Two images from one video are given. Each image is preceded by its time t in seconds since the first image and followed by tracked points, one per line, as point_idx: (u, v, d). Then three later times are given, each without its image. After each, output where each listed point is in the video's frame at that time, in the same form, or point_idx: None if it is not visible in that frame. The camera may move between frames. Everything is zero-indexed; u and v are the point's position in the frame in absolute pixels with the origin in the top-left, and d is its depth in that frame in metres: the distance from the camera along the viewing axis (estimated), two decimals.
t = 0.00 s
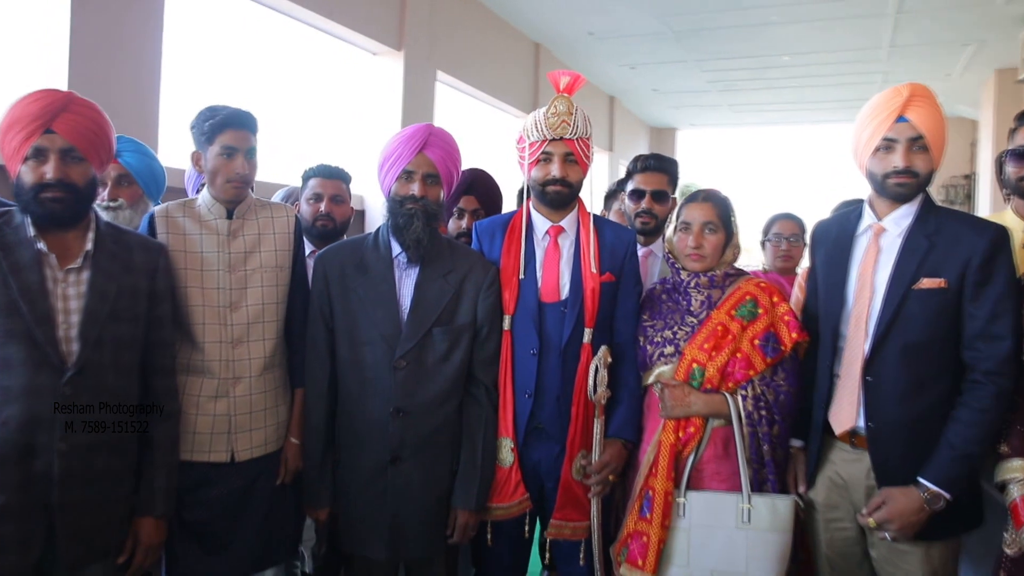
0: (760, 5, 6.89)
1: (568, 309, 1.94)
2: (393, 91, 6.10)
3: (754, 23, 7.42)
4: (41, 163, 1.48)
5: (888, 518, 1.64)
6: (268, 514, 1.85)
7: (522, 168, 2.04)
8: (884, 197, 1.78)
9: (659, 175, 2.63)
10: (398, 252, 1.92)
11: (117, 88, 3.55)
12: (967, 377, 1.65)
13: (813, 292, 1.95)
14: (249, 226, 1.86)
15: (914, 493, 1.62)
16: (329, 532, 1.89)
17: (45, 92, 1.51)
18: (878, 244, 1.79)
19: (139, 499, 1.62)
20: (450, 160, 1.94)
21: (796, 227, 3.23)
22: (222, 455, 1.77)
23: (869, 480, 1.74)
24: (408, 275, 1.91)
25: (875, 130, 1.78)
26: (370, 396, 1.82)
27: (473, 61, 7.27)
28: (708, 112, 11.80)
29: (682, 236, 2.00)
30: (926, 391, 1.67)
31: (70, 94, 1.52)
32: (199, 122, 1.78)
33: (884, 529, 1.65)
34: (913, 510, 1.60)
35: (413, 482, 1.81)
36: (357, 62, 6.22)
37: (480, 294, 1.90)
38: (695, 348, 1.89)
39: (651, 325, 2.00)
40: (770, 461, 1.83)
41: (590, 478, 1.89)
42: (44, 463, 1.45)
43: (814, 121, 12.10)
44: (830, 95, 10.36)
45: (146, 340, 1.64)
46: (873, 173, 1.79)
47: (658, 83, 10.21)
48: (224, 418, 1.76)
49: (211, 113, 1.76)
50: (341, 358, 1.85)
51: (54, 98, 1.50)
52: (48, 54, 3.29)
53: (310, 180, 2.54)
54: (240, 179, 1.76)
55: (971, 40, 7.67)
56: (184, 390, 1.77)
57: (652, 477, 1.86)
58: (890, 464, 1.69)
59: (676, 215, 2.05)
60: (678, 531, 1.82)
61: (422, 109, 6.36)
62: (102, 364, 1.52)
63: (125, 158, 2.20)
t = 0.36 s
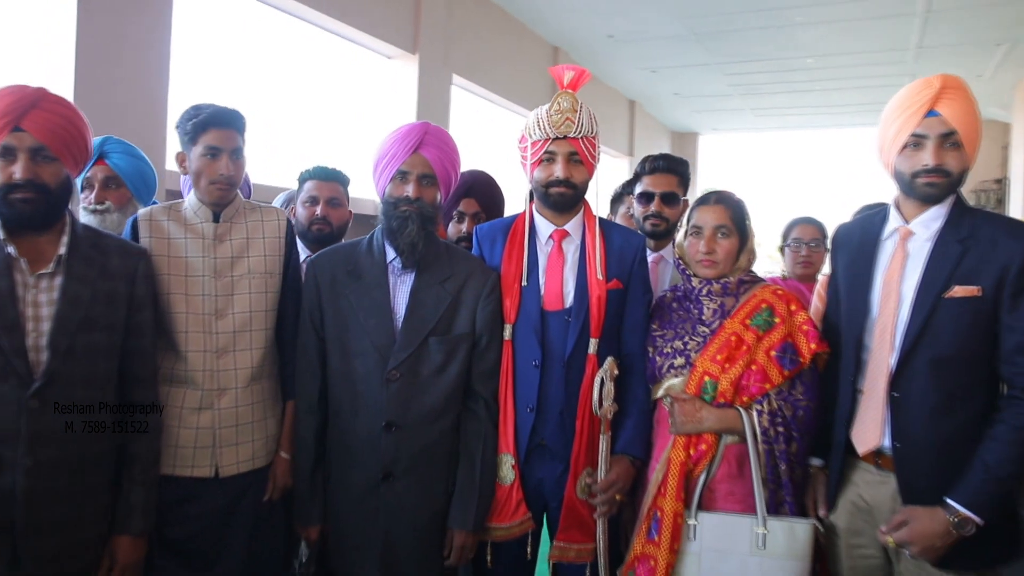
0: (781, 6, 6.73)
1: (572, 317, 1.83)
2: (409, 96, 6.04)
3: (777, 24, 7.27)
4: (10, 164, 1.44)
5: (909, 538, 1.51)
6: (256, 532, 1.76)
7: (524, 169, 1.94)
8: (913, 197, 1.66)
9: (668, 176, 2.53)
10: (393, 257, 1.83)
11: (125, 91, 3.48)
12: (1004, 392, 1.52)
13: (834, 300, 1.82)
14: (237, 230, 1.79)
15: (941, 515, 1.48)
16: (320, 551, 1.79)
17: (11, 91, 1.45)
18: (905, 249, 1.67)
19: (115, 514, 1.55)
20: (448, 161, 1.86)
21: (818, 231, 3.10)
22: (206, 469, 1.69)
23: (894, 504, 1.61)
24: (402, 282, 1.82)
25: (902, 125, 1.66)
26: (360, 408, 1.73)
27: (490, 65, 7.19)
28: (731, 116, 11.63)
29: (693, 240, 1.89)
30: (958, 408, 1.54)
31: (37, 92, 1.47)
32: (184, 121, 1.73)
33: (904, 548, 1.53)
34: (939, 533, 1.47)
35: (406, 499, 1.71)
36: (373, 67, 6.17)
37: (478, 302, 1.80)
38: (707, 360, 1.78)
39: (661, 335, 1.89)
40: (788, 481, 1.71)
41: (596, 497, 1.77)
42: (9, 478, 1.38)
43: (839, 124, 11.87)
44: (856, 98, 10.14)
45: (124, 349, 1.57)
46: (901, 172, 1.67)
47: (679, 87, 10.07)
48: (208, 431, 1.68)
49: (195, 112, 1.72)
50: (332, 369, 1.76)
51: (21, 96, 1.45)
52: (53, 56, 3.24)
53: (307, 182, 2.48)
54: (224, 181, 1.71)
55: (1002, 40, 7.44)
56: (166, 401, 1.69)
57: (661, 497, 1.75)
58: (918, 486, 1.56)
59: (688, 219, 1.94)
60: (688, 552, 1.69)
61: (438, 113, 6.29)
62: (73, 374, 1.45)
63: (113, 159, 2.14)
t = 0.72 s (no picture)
0: (803, 7, 6.59)
1: (575, 327, 1.72)
2: (423, 102, 5.98)
3: (798, 26, 7.12)
4: None
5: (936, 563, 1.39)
6: (242, 553, 1.67)
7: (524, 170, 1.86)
8: (943, 196, 1.54)
9: (674, 178, 2.46)
10: (386, 264, 1.74)
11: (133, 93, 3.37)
12: None
13: (859, 308, 1.70)
14: (224, 235, 1.71)
15: (975, 542, 1.37)
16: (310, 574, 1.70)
17: None
18: (935, 254, 1.55)
19: (90, 533, 1.47)
20: (443, 163, 1.77)
21: (840, 235, 2.97)
22: (189, 487, 1.60)
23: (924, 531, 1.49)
24: (397, 289, 1.73)
25: (933, 116, 1.53)
26: (351, 423, 1.63)
27: (505, 70, 7.12)
28: (751, 121, 11.46)
29: (704, 244, 1.79)
30: (996, 425, 1.41)
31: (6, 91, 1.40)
32: (168, 122, 1.68)
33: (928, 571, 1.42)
34: (972, 561, 1.36)
35: (400, 520, 1.61)
36: (387, 73, 6.12)
37: (477, 310, 1.70)
38: (720, 373, 1.67)
39: (671, 346, 1.78)
40: (809, 505, 1.58)
41: (601, 519, 1.66)
42: None
43: (863, 128, 11.65)
44: (880, 101, 9.94)
45: (100, 360, 1.49)
46: (931, 168, 1.54)
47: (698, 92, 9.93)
48: (191, 446, 1.60)
49: (179, 112, 1.67)
50: (322, 381, 1.66)
51: None
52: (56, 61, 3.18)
53: (302, 186, 2.45)
54: (208, 183, 1.65)
55: None
56: (148, 414, 1.61)
57: (670, 520, 1.64)
58: (952, 512, 1.43)
59: (699, 221, 1.83)
60: None
61: (453, 119, 6.23)
62: (42, 387, 1.38)
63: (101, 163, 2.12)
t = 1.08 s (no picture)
0: (824, 7, 6.45)
1: (577, 338, 1.63)
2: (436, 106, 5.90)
3: (819, 27, 6.98)
4: None
5: None
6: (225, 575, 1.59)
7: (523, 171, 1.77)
8: (975, 197, 1.42)
9: (682, 179, 2.36)
10: (377, 271, 1.66)
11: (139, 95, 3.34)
12: None
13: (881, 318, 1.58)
14: (209, 241, 1.64)
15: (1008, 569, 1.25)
16: None
17: None
18: (964, 260, 1.44)
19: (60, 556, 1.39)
20: (438, 164, 1.69)
21: (861, 240, 2.85)
22: (168, 506, 1.52)
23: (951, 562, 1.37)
24: (388, 298, 1.64)
25: (965, 109, 1.42)
26: (338, 440, 1.54)
27: (520, 73, 7.03)
28: (772, 124, 11.27)
29: (715, 250, 1.68)
30: None
31: None
32: (149, 123, 1.62)
33: None
34: None
35: (388, 543, 1.51)
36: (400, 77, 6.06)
37: (472, 320, 1.61)
38: (731, 388, 1.56)
39: (680, 358, 1.68)
40: (828, 530, 1.47)
41: (604, 543, 1.56)
42: None
43: (886, 131, 11.43)
44: (904, 103, 9.74)
45: (73, 372, 1.42)
46: (962, 166, 1.43)
47: (717, 94, 9.78)
48: (170, 463, 1.52)
49: (160, 113, 1.61)
50: (309, 395, 1.58)
51: None
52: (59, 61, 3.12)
53: (296, 190, 2.40)
54: (189, 187, 1.58)
55: None
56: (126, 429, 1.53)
57: (678, 544, 1.54)
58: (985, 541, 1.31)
59: (709, 225, 1.72)
60: None
61: (467, 123, 6.15)
62: (8, 402, 1.30)
63: (88, 167, 2.08)
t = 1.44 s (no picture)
0: (846, 7, 6.30)
1: (576, 351, 1.53)
2: (448, 110, 5.83)
3: (841, 27, 6.82)
4: None
5: None
6: None
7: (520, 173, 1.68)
8: (1007, 199, 1.31)
9: (688, 181, 2.26)
10: (364, 281, 1.58)
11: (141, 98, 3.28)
12: None
13: (904, 329, 1.47)
14: (190, 248, 1.56)
15: None
16: None
17: None
18: (994, 268, 1.32)
19: None
20: (428, 167, 1.61)
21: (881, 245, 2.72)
22: (144, 528, 1.44)
23: None
24: (376, 308, 1.56)
25: (996, 102, 1.31)
26: (321, 459, 1.46)
27: (535, 77, 6.94)
28: (793, 127, 11.08)
29: (724, 256, 1.58)
30: None
31: None
32: (128, 126, 1.56)
33: None
34: None
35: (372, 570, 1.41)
36: (413, 81, 5.99)
37: (464, 331, 1.52)
38: (741, 405, 1.45)
39: (686, 372, 1.57)
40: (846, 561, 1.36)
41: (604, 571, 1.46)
42: None
43: (911, 133, 11.19)
44: (930, 104, 9.52)
45: (43, 387, 1.35)
46: (993, 165, 1.31)
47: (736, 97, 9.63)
48: (146, 482, 1.45)
49: (138, 115, 1.55)
50: (292, 411, 1.50)
51: None
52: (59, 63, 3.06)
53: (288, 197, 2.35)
54: (167, 192, 1.51)
55: None
56: (101, 445, 1.46)
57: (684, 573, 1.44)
58: None
59: (718, 230, 1.62)
60: None
61: (480, 127, 6.06)
62: None
63: (74, 172, 2.03)
